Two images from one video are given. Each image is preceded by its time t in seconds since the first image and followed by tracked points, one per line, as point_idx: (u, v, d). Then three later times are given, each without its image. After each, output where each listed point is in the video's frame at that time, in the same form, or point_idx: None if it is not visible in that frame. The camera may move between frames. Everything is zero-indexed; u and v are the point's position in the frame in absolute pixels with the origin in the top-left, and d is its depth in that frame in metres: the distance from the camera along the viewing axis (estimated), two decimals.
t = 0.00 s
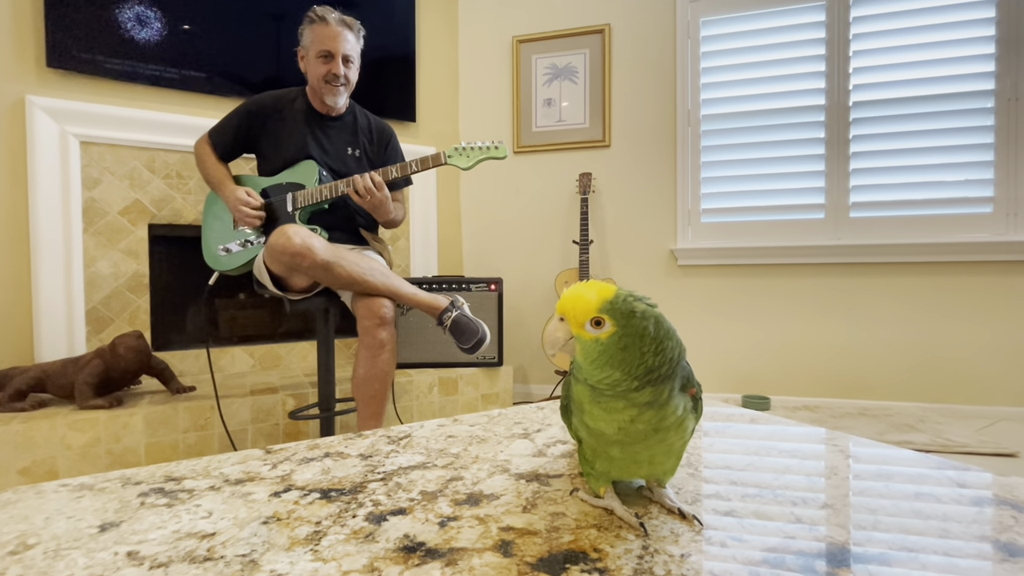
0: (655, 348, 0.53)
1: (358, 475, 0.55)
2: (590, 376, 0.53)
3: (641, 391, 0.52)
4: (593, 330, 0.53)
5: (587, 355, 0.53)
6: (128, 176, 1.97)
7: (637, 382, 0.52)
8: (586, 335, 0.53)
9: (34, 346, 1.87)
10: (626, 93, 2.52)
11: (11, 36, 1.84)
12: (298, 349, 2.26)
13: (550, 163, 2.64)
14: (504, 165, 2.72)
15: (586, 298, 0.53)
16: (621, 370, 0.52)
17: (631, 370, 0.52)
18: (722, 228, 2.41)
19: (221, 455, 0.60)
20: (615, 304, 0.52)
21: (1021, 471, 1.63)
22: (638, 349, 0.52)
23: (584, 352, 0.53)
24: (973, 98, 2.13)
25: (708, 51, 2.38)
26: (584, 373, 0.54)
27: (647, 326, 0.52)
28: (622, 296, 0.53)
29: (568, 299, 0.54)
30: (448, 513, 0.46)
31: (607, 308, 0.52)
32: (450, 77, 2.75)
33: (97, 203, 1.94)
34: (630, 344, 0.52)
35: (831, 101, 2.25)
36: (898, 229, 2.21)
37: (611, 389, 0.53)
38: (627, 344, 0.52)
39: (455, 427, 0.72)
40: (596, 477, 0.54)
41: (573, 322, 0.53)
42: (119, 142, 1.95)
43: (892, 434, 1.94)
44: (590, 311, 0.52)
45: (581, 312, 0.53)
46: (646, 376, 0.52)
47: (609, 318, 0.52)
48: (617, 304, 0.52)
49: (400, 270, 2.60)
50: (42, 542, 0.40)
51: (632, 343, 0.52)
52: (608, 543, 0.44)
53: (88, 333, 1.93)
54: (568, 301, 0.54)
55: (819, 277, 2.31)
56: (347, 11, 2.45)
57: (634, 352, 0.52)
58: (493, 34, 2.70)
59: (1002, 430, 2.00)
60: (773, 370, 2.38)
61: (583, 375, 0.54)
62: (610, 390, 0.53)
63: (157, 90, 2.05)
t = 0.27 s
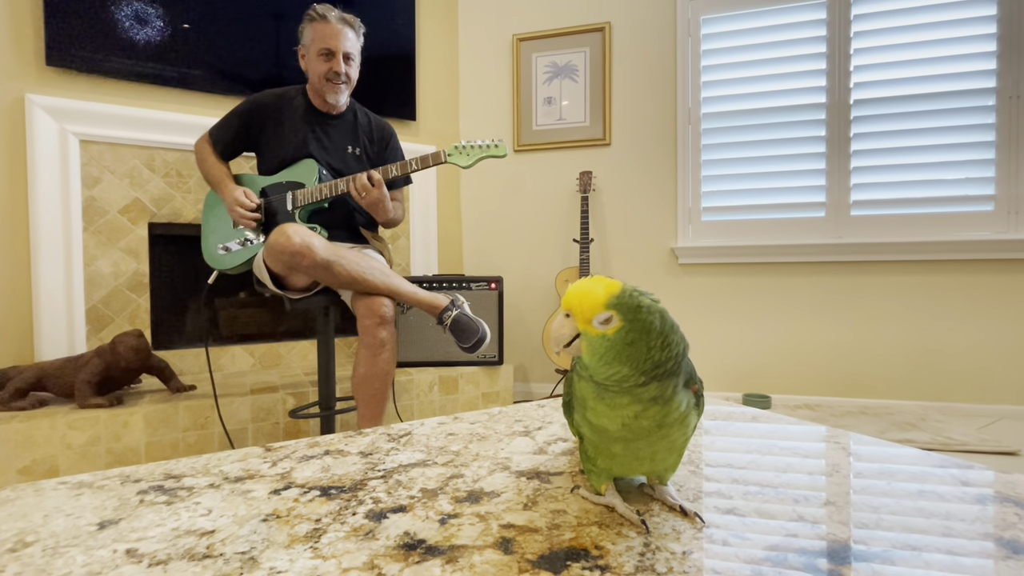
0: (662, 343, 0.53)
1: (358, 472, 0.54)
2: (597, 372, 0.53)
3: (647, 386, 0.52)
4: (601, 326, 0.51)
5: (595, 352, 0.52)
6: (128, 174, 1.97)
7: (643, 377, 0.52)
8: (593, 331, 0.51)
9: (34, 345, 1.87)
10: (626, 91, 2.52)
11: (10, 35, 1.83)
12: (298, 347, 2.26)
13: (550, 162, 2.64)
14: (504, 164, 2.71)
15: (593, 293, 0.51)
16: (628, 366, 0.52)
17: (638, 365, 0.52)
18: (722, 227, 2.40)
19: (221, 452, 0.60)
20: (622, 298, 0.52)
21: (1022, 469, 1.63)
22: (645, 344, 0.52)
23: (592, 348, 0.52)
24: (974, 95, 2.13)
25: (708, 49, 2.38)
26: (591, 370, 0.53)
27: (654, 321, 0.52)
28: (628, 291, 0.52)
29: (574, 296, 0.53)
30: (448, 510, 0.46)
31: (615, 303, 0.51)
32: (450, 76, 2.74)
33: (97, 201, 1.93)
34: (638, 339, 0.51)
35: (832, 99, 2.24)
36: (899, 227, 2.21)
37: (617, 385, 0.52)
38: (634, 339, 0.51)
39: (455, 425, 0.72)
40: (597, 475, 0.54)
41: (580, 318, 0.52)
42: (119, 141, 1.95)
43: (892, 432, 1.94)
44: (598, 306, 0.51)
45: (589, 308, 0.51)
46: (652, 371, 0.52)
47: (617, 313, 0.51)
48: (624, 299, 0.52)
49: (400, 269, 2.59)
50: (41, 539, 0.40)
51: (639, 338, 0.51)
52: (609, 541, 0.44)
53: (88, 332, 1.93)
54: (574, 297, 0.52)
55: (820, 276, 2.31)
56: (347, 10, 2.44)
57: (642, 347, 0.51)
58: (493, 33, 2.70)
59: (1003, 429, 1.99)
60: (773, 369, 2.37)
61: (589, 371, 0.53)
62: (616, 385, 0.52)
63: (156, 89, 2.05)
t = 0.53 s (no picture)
0: (670, 339, 0.52)
1: (358, 471, 0.54)
2: (607, 372, 0.52)
3: (656, 384, 0.52)
4: (612, 325, 0.50)
5: (607, 352, 0.51)
6: (129, 174, 1.97)
7: (653, 374, 0.51)
8: (605, 331, 0.50)
9: (35, 344, 1.87)
10: (626, 90, 2.52)
11: (10, 34, 1.83)
12: (298, 347, 2.26)
13: (550, 161, 2.64)
14: (504, 163, 2.71)
15: (602, 293, 0.51)
16: (640, 364, 0.51)
17: (651, 362, 0.51)
18: (722, 226, 2.40)
19: (221, 451, 0.60)
20: (631, 296, 0.51)
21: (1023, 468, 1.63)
22: (655, 341, 0.51)
23: (604, 349, 0.51)
24: (974, 94, 2.13)
25: (709, 48, 2.38)
26: (602, 370, 0.52)
27: (663, 319, 0.52)
28: (633, 288, 0.52)
29: (582, 297, 0.52)
30: (449, 509, 0.46)
31: (624, 301, 0.51)
32: (450, 75, 2.74)
33: (97, 201, 1.93)
34: (648, 337, 0.51)
35: (832, 98, 2.24)
36: (899, 226, 2.21)
37: (627, 383, 0.52)
38: (645, 336, 0.51)
39: (455, 424, 0.72)
40: (600, 473, 0.53)
41: (591, 319, 0.50)
42: (119, 140, 1.95)
43: (893, 431, 1.94)
44: (609, 306, 0.50)
45: (600, 308, 0.50)
46: (662, 368, 0.52)
47: (627, 311, 0.51)
48: (632, 297, 0.51)
49: (400, 268, 2.59)
50: (41, 538, 0.40)
51: (649, 336, 0.51)
52: (610, 540, 0.44)
53: (89, 331, 1.93)
54: (583, 299, 0.51)
55: (820, 275, 2.31)
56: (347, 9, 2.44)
57: (652, 344, 0.51)
58: (493, 32, 2.70)
59: (1003, 428, 1.99)
60: (774, 368, 2.37)
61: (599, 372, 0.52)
62: (627, 384, 0.52)
63: (156, 88, 2.05)
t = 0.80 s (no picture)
0: (676, 337, 0.52)
1: (358, 469, 0.54)
2: (613, 370, 0.51)
3: (661, 381, 0.51)
4: (619, 322, 0.50)
5: (614, 349, 0.50)
6: (129, 172, 1.97)
7: (659, 372, 0.51)
8: (612, 328, 0.50)
9: (36, 343, 1.87)
10: (626, 89, 2.51)
11: (10, 32, 1.83)
12: (298, 346, 2.26)
13: (550, 159, 2.64)
14: (504, 162, 2.71)
15: (610, 290, 0.50)
16: (646, 362, 0.51)
17: (655, 360, 0.51)
18: (723, 224, 2.40)
19: (221, 449, 0.60)
20: (638, 293, 0.51)
21: None
22: (661, 339, 0.51)
23: (611, 346, 0.50)
24: (975, 92, 2.12)
25: (709, 46, 2.37)
26: (608, 368, 0.51)
27: (670, 317, 0.52)
28: (642, 286, 0.52)
29: (589, 293, 0.51)
30: (449, 506, 0.46)
31: (632, 299, 0.50)
32: (450, 74, 2.74)
33: (97, 200, 1.93)
34: (654, 334, 0.51)
35: (832, 96, 2.24)
36: (900, 225, 2.21)
37: (632, 381, 0.51)
38: (651, 333, 0.51)
39: (455, 421, 0.72)
40: (601, 470, 0.53)
41: (598, 316, 0.50)
42: (119, 139, 1.95)
43: (893, 430, 1.94)
44: (617, 303, 0.50)
45: (608, 305, 0.50)
46: (667, 365, 0.52)
47: (635, 308, 0.50)
48: (640, 294, 0.51)
49: (400, 267, 2.59)
50: (41, 535, 0.40)
51: (655, 333, 0.51)
52: (610, 537, 0.44)
53: (89, 330, 1.93)
54: (590, 295, 0.51)
55: (821, 273, 2.31)
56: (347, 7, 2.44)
57: (658, 341, 0.51)
58: (493, 30, 2.70)
59: (1004, 426, 1.99)
60: (774, 366, 2.37)
61: (605, 369, 0.52)
62: (633, 381, 0.51)
63: (157, 87, 2.05)
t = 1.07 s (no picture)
0: (681, 335, 0.52)
1: (358, 466, 0.54)
2: (617, 367, 0.51)
3: (665, 379, 0.51)
4: (623, 319, 0.50)
5: (618, 346, 0.50)
6: (129, 172, 1.97)
7: (663, 369, 0.51)
8: (616, 325, 0.50)
9: (37, 342, 1.87)
10: (627, 88, 2.51)
11: (10, 31, 1.83)
12: (299, 345, 2.26)
13: (551, 158, 2.63)
14: (505, 161, 2.71)
15: (614, 286, 0.51)
16: (651, 359, 0.51)
17: (660, 357, 0.51)
18: (723, 223, 2.40)
19: (221, 447, 0.60)
20: (643, 290, 0.51)
21: None
22: (666, 336, 0.51)
23: (615, 343, 0.50)
24: (977, 90, 2.12)
25: (710, 45, 2.37)
26: (612, 365, 0.51)
27: (674, 315, 0.52)
28: (647, 283, 0.52)
29: (594, 290, 0.51)
30: (449, 504, 0.46)
31: (636, 296, 0.50)
32: (450, 73, 2.74)
33: (97, 199, 1.93)
34: (659, 332, 0.51)
35: (833, 95, 2.24)
36: (901, 224, 2.20)
37: (636, 378, 0.51)
38: (655, 331, 0.50)
39: (456, 419, 0.72)
40: (603, 467, 0.53)
41: (602, 312, 0.50)
42: (120, 138, 1.95)
43: (894, 429, 1.94)
44: (622, 299, 0.50)
45: (612, 301, 0.50)
46: (671, 363, 0.51)
47: (639, 305, 0.50)
48: (645, 291, 0.51)
49: (401, 266, 2.59)
50: (40, 532, 0.40)
51: (659, 331, 0.51)
52: (610, 534, 0.43)
53: (90, 329, 1.93)
54: (595, 291, 0.51)
55: (822, 272, 2.30)
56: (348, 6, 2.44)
57: (662, 339, 0.51)
58: (493, 29, 2.70)
59: (1005, 425, 1.99)
60: (775, 365, 2.37)
61: (608, 366, 0.52)
62: (636, 378, 0.51)
63: (157, 86, 2.05)
